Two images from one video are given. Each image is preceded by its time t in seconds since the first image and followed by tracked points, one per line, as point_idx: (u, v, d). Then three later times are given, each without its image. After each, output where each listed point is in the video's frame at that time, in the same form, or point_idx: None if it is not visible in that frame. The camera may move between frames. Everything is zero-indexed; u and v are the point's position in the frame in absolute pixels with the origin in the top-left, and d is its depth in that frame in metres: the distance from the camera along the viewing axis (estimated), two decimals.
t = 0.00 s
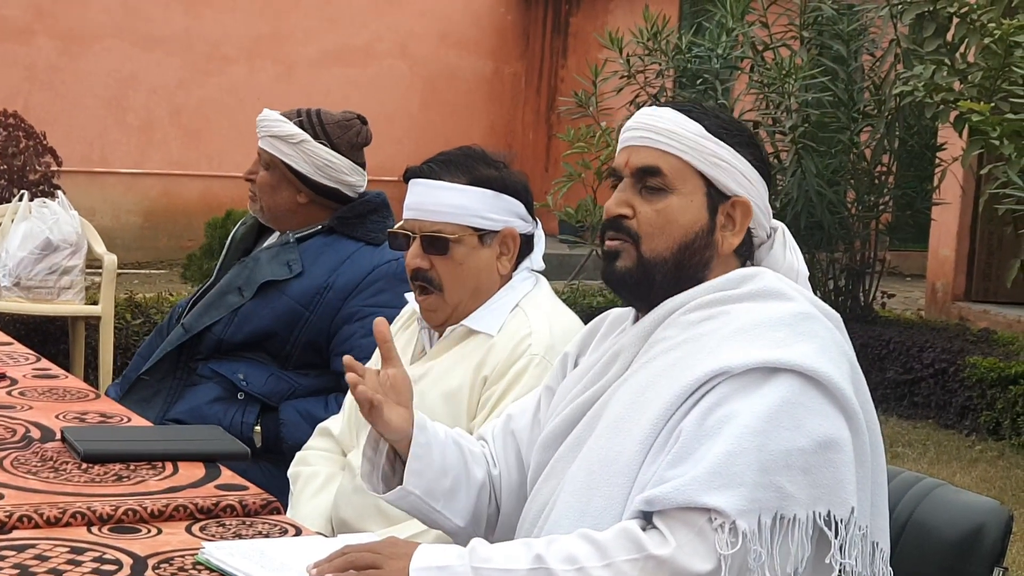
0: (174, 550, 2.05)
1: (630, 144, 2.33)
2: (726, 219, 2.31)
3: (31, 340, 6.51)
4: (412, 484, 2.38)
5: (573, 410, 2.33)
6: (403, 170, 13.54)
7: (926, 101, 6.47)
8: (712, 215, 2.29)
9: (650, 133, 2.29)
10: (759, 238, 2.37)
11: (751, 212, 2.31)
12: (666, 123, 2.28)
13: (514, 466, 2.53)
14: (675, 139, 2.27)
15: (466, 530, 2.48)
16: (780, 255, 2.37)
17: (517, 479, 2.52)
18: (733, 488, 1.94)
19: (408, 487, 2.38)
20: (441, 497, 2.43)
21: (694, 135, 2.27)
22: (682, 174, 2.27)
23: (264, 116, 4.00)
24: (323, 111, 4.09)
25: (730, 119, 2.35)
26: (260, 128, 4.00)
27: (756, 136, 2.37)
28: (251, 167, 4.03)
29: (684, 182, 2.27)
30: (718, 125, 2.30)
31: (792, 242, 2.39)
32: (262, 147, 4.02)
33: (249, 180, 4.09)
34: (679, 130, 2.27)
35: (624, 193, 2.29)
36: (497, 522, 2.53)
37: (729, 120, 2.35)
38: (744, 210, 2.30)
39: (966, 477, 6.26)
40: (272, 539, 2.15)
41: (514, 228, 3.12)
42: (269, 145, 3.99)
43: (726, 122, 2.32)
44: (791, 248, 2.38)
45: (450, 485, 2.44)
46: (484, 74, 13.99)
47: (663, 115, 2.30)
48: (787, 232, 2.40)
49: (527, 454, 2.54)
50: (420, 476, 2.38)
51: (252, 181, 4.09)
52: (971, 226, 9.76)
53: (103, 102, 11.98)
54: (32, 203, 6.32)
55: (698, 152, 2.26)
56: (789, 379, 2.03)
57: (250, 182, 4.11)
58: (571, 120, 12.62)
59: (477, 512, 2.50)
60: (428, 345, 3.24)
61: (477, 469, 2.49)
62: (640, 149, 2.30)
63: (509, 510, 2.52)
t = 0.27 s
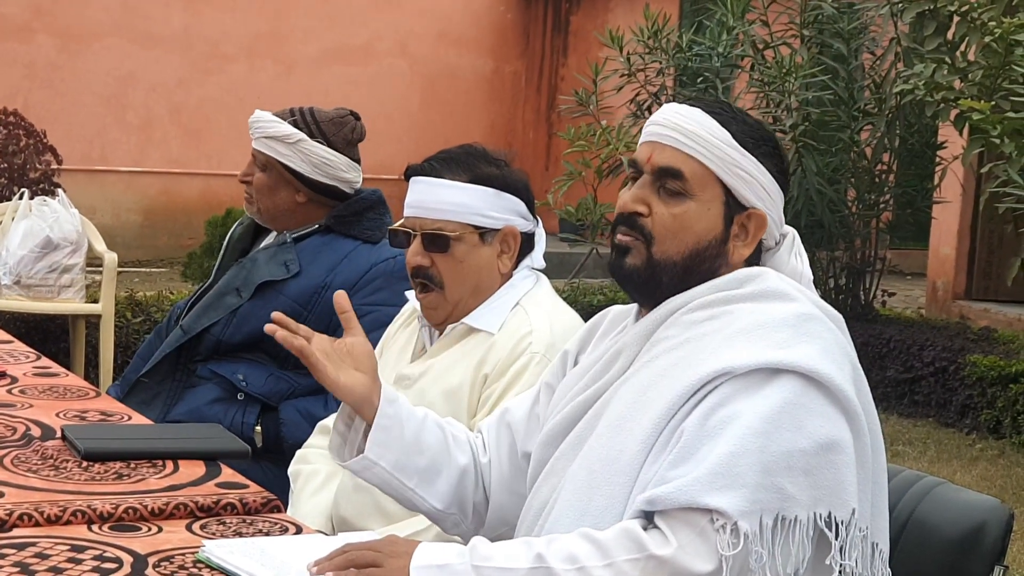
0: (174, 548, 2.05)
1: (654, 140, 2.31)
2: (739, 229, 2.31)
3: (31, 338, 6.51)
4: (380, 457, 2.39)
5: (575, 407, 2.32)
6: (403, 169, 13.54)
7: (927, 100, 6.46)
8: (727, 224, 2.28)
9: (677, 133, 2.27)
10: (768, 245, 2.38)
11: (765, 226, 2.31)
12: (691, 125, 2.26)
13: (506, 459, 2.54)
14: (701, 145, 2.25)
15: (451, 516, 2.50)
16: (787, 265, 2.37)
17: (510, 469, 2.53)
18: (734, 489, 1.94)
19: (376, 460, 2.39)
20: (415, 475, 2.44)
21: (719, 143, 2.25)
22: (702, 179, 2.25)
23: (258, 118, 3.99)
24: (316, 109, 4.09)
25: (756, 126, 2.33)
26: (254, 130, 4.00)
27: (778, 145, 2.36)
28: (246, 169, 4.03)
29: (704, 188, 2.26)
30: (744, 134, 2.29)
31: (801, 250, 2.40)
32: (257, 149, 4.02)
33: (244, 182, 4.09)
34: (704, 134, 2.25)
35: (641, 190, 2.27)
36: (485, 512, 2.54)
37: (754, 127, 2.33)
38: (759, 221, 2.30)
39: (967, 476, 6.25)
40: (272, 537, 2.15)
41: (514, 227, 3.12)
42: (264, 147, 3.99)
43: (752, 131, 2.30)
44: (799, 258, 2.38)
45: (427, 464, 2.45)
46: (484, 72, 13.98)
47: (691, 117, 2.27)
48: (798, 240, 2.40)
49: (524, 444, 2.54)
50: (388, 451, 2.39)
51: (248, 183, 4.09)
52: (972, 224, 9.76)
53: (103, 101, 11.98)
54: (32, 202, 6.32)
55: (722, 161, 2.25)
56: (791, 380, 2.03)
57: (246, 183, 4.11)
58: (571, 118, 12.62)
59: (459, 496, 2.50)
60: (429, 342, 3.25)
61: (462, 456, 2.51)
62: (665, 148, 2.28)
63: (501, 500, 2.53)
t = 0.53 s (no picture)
0: (171, 546, 2.05)
1: (663, 142, 2.28)
2: (741, 234, 2.31)
3: (29, 336, 6.51)
4: (382, 412, 2.40)
5: (574, 406, 2.32)
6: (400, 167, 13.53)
7: (925, 97, 6.45)
8: (729, 230, 2.28)
9: (685, 139, 2.25)
10: (771, 246, 2.38)
11: (767, 230, 2.31)
12: (696, 130, 2.24)
13: (504, 449, 2.54)
14: (710, 152, 2.23)
15: (446, 495, 2.51)
16: (788, 264, 2.38)
17: (508, 460, 2.52)
18: (733, 491, 1.94)
19: (377, 413, 2.40)
20: (416, 440, 2.45)
21: (724, 149, 2.23)
22: (706, 186, 2.24)
23: (257, 117, 3.98)
24: (314, 106, 4.10)
25: (762, 128, 2.32)
26: (255, 130, 3.98)
27: (783, 146, 2.35)
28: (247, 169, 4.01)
29: (707, 195, 2.25)
30: (751, 138, 2.27)
31: (801, 249, 2.40)
32: (257, 148, 4.00)
33: (243, 181, 4.07)
34: (710, 140, 2.23)
35: (644, 195, 2.27)
36: (481, 500, 2.54)
37: (759, 130, 2.31)
38: (761, 227, 2.29)
39: (965, 474, 6.26)
40: (269, 536, 2.15)
41: (512, 224, 3.12)
42: (265, 146, 3.98)
43: (759, 136, 2.29)
44: (800, 257, 2.38)
45: (429, 435, 2.46)
46: (482, 70, 13.98)
47: (699, 122, 2.25)
48: (799, 238, 2.40)
49: (519, 435, 2.54)
50: (392, 407, 2.40)
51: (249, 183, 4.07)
52: (970, 222, 9.76)
53: (101, 99, 11.97)
54: (29, 200, 6.31)
55: (729, 168, 2.24)
56: (790, 382, 2.03)
57: (245, 183, 4.09)
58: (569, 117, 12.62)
59: (456, 477, 2.51)
60: (427, 340, 3.25)
61: (467, 437, 2.52)
62: (673, 152, 2.26)
63: (497, 491, 2.52)
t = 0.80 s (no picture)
0: (171, 546, 2.05)
1: (651, 149, 2.28)
2: (740, 233, 2.30)
3: (29, 336, 6.51)
4: (406, 383, 2.39)
5: (575, 406, 2.32)
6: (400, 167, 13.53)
7: (925, 97, 6.45)
8: (727, 232, 2.27)
9: (672, 146, 2.25)
10: (773, 242, 2.37)
11: (766, 228, 2.30)
12: (686, 135, 2.24)
13: (508, 444, 2.53)
14: (699, 156, 2.23)
15: (450, 482, 2.50)
16: (791, 259, 2.37)
17: (512, 457, 2.52)
18: (733, 493, 1.93)
19: (402, 384, 2.39)
20: (431, 418, 2.44)
21: (716, 152, 2.23)
22: (700, 190, 2.24)
23: (264, 115, 3.99)
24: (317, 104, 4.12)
25: (754, 125, 2.31)
26: (262, 128, 3.99)
27: (779, 142, 2.34)
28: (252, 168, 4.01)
29: (702, 199, 2.25)
30: (743, 137, 2.27)
31: (803, 245, 2.39)
32: (263, 146, 4.01)
33: (247, 180, 4.06)
34: (701, 143, 2.23)
35: (639, 202, 2.27)
36: (484, 492, 2.54)
37: (753, 129, 2.30)
38: (760, 225, 2.29)
39: (965, 474, 6.26)
40: (269, 536, 2.15)
41: (512, 224, 3.11)
42: (273, 144, 3.98)
43: (752, 133, 2.28)
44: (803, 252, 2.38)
45: (447, 417, 2.46)
46: (482, 70, 13.97)
47: (687, 128, 2.24)
48: (801, 234, 2.39)
49: (521, 431, 2.54)
50: (416, 381, 2.39)
51: (252, 183, 4.06)
52: (970, 222, 9.76)
53: (100, 99, 11.96)
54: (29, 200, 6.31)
55: (721, 171, 2.23)
56: (791, 384, 2.03)
57: (247, 183, 4.08)
58: (568, 116, 12.62)
59: (462, 466, 2.50)
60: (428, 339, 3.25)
61: (478, 428, 2.52)
62: (662, 158, 2.26)
63: (498, 487, 2.52)
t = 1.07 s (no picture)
0: (173, 545, 2.05)
1: (654, 145, 2.29)
2: (743, 230, 2.30)
3: (30, 334, 6.51)
4: (411, 382, 2.39)
5: (577, 405, 2.32)
6: (401, 165, 13.52)
7: (926, 96, 6.45)
8: (729, 229, 2.27)
9: (674, 143, 2.25)
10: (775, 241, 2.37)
11: (768, 225, 2.30)
12: (688, 132, 2.24)
13: (512, 445, 2.53)
14: (702, 153, 2.23)
15: (454, 481, 2.50)
16: (795, 258, 2.36)
17: (515, 456, 2.53)
18: (735, 491, 1.93)
19: (407, 384, 2.39)
20: (436, 418, 2.44)
21: (717, 149, 2.23)
22: (702, 186, 2.24)
23: (279, 115, 4.01)
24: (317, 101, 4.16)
25: (757, 124, 2.31)
26: (280, 127, 4.01)
27: (782, 140, 2.34)
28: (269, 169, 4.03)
29: (703, 196, 2.25)
30: (745, 135, 2.27)
31: (808, 244, 2.37)
32: (280, 146, 4.03)
33: (261, 183, 4.06)
34: (702, 140, 2.23)
35: (641, 199, 2.28)
36: (487, 492, 2.53)
37: (755, 126, 2.30)
38: (762, 222, 2.28)
39: (966, 472, 6.26)
40: (270, 534, 2.15)
41: (514, 223, 3.11)
42: (293, 142, 4.02)
43: (754, 131, 2.28)
44: (806, 251, 2.37)
45: (452, 416, 2.46)
46: (483, 69, 13.96)
47: (689, 123, 2.24)
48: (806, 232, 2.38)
49: (524, 429, 2.54)
50: (421, 380, 2.40)
51: (267, 185, 4.06)
52: (971, 221, 9.76)
53: (101, 97, 11.96)
54: (31, 198, 6.31)
55: (722, 167, 2.23)
56: (793, 382, 2.02)
57: (260, 187, 4.07)
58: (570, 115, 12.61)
59: (466, 465, 2.50)
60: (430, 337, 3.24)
61: (483, 427, 2.52)
62: (663, 154, 2.27)
63: (501, 486, 2.52)
